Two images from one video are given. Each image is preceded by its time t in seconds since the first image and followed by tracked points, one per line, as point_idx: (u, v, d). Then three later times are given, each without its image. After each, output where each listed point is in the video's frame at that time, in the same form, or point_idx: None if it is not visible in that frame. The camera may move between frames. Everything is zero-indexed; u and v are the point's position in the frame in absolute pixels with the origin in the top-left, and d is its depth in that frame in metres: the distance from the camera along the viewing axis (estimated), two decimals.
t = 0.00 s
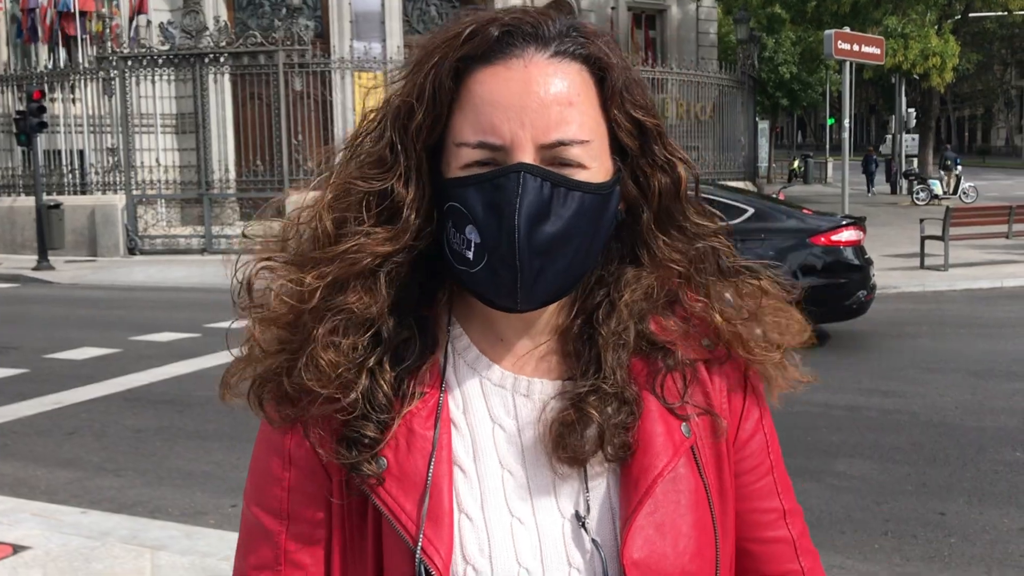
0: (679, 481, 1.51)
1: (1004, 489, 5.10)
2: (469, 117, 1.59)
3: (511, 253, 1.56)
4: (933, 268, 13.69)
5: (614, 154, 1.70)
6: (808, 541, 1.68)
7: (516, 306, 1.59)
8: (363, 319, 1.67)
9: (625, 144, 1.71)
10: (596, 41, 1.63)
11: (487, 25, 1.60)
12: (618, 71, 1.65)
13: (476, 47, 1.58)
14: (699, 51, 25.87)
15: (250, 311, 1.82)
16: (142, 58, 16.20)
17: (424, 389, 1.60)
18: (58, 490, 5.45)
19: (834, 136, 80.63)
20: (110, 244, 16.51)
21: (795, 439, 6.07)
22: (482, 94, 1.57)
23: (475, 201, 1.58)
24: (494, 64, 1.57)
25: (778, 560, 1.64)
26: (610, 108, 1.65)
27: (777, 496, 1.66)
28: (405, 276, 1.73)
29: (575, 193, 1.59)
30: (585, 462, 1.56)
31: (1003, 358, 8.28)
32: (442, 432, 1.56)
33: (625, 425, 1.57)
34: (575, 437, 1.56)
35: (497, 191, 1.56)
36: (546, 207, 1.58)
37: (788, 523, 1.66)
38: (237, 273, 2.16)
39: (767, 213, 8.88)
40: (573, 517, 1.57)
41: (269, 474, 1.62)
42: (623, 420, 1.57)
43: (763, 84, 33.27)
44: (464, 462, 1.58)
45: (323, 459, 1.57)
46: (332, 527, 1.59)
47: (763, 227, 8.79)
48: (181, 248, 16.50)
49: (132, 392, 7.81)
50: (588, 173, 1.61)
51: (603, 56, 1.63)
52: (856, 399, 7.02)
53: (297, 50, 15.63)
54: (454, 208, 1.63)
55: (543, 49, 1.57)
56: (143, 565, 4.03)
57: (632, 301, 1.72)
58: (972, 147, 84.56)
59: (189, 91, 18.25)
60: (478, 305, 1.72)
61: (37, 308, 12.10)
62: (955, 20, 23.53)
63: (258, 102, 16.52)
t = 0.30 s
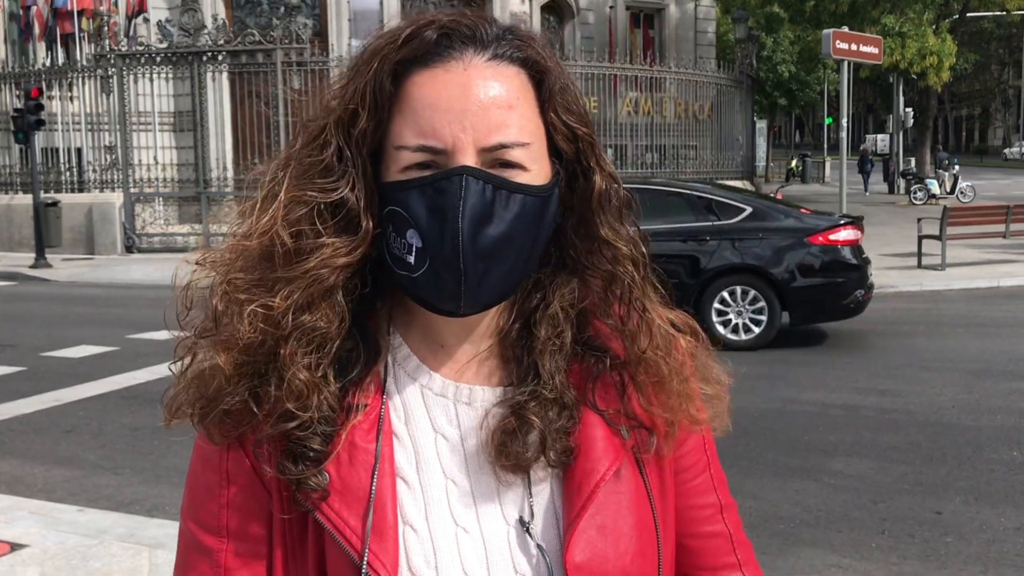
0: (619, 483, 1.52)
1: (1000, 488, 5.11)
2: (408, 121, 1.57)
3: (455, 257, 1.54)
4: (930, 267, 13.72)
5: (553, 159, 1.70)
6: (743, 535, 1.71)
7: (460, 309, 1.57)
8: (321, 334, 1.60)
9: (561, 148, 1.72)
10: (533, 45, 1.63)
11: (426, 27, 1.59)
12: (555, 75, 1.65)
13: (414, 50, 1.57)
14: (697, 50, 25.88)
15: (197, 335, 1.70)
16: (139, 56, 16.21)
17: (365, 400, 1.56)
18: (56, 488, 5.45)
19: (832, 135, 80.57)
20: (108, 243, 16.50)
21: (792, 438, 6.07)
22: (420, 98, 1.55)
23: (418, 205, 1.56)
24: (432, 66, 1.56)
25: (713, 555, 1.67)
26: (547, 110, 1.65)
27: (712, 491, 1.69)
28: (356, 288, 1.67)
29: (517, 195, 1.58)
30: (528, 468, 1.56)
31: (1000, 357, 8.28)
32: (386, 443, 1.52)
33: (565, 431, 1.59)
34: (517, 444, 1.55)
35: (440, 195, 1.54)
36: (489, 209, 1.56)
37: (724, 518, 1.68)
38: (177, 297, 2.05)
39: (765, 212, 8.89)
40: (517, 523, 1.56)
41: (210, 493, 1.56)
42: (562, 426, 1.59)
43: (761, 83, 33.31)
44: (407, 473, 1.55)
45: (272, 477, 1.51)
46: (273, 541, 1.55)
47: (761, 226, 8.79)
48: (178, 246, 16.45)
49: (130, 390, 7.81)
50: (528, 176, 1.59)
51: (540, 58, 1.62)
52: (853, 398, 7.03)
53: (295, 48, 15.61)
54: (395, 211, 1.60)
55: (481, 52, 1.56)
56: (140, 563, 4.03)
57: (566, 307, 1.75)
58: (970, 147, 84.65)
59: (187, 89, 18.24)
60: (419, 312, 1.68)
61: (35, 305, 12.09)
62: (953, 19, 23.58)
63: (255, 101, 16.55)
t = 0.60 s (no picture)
0: (599, 487, 1.50)
1: (1000, 488, 5.11)
2: (385, 123, 1.57)
3: (435, 259, 1.53)
4: (930, 267, 13.71)
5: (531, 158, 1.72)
6: (732, 535, 1.69)
7: (441, 311, 1.56)
8: (279, 334, 1.62)
9: (539, 147, 1.73)
10: (509, 46, 1.63)
11: (400, 30, 1.59)
12: (532, 75, 1.65)
13: (389, 53, 1.58)
14: (698, 49, 25.87)
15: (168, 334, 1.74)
16: (141, 53, 16.20)
17: (342, 406, 1.56)
18: (56, 485, 5.46)
19: (833, 135, 80.45)
20: (108, 240, 16.52)
21: (791, 437, 6.07)
22: (396, 101, 1.56)
23: (397, 207, 1.55)
24: (409, 68, 1.56)
25: (701, 554, 1.66)
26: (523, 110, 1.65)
27: (699, 491, 1.68)
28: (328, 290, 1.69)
29: (496, 195, 1.57)
30: (507, 471, 1.55)
31: (1000, 357, 8.29)
32: (363, 449, 1.52)
33: (544, 432, 1.58)
34: (495, 447, 1.55)
35: (419, 197, 1.53)
36: (468, 210, 1.56)
37: (712, 518, 1.68)
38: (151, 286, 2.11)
39: (765, 211, 8.89)
40: (494, 525, 1.56)
41: (190, 498, 1.58)
42: (540, 427, 1.58)
43: (762, 83, 33.32)
44: (385, 478, 1.55)
45: (246, 482, 1.52)
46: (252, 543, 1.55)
47: (762, 225, 8.79)
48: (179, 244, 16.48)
49: (129, 387, 7.82)
50: (506, 176, 1.59)
51: (516, 59, 1.62)
52: (852, 398, 7.03)
53: (297, 46, 15.60)
54: (374, 214, 1.59)
55: (458, 53, 1.56)
56: (139, 560, 4.03)
57: (549, 306, 1.73)
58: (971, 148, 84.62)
59: (188, 86, 18.25)
60: (396, 314, 1.68)
61: (34, 303, 12.10)
62: (955, 19, 23.58)
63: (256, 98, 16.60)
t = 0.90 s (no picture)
0: (591, 480, 1.50)
1: (1002, 488, 5.11)
2: (393, 112, 1.57)
3: (438, 246, 1.53)
4: (933, 267, 13.71)
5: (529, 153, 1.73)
6: (727, 533, 1.68)
7: (440, 300, 1.56)
8: (315, 331, 1.62)
9: (537, 142, 1.75)
10: (511, 43, 1.64)
11: (407, 23, 1.59)
12: (535, 73, 1.67)
13: (397, 44, 1.58)
14: (701, 48, 25.86)
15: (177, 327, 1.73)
16: (145, 51, 16.21)
17: (336, 398, 1.56)
18: (58, 482, 5.46)
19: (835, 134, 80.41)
20: (110, 237, 16.55)
21: (794, 436, 6.07)
22: (403, 92, 1.56)
23: (402, 194, 1.55)
24: (416, 59, 1.57)
25: (695, 553, 1.65)
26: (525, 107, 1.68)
27: (694, 489, 1.67)
28: (340, 282, 1.69)
29: (497, 185, 1.57)
30: (499, 463, 1.55)
31: (1003, 357, 8.28)
32: (356, 441, 1.52)
33: (536, 424, 1.58)
34: (487, 438, 1.55)
35: (422, 183, 1.53)
36: (471, 198, 1.55)
37: (707, 517, 1.67)
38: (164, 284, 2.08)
39: (768, 210, 8.89)
40: (486, 516, 1.55)
41: (185, 491, 1.57)
42: (532, 419, 1.58)
43: (765, 82, 33.31)
44: (378, 469, 1.55)
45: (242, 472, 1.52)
46: (249, 534, 1.55)
47: (765, 225, 8.79)
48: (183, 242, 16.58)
49: (131, 385, 7.83)
50: (508, 168, 1.59)
51: (519, 57, 1.63)
52: (855, 397, 7.03)
53: (300, 44, 15.62)
54: (378, 201, 1.59)
55: (464, 46, 1.57)
56: (142, 557, 4.03)
57: (540, 302, 1.74)
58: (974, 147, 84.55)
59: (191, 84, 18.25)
60: (392, 307, 1.68)
61: (37, 300, 12.10)
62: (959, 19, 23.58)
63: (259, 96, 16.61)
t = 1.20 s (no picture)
0: (592, 469, 1.50)
1: (1006, 487, 5.10)
2: (418, 105, 1.56)
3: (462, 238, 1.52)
4: (938, 265, 13.68)
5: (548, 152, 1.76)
6: (727, 524, 1.67)
7: (458, 294, 1.56)
8: (320, 318, 1.62)
9: (557, 142, 1.78)
10: (535, 45, 1.65)
11: (435, 20, 1.60)
12: (556, 76, 1.70)
13: (425, 41, 1.59)
14: (706, 46, 25.79)
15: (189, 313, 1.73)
16: (149, 48, 16.22)
17: (342, 392, 1.56)
18: (62, 479, 5.47)
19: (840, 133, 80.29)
20: (116, 233, 16.40)
21: (797, 435, 6.06)
22: (429, 86, 1.56)
23: (427, 186, 1.53)
24: (444, 55, 1.57)
25: (694, 544, 1.64)
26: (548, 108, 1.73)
27: (694, 479, 1.66)
28: (350, 271, 1.68)
29: (520, 181, 1.56)
30: (502, 454, 1.55)
31: (1008, 356, 8.26)
32: (361, 434, 1.52)
33: (538, 416, 1.58)
34: (490, 430, 1.55)
35: (449, 176, 1.52)
36: (495, 193, 1.54)
37: (707, 506, 1.66)
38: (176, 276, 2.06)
39: (773, 209, 8.88)
40: (488, 506, 1.55)
41: (192, 483, 1.56)
42: (534, 411, 1.59)
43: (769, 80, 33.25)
44: (383, 462, 1.55)
45: (248, 463, 1.51)
46: (253, 525, 1.54)
47: (769, 223, 8.78)
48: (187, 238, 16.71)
49: (135, 382, 7.83)
50: (529, 165, 1.59)
51: (542, 61, 1.66)
52: (859, 396, 7.02)
53: (305, 42, 15.61)
54: (401, 193, 1.57)
55: (491, 45, 1.58)
56: (146, 554, 4.03)
57: (549, 298, 1.74)
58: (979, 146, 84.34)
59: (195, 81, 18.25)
60: (402, 300, 1.68)
61: (42, 297, 12.11)
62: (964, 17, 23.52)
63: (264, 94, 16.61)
